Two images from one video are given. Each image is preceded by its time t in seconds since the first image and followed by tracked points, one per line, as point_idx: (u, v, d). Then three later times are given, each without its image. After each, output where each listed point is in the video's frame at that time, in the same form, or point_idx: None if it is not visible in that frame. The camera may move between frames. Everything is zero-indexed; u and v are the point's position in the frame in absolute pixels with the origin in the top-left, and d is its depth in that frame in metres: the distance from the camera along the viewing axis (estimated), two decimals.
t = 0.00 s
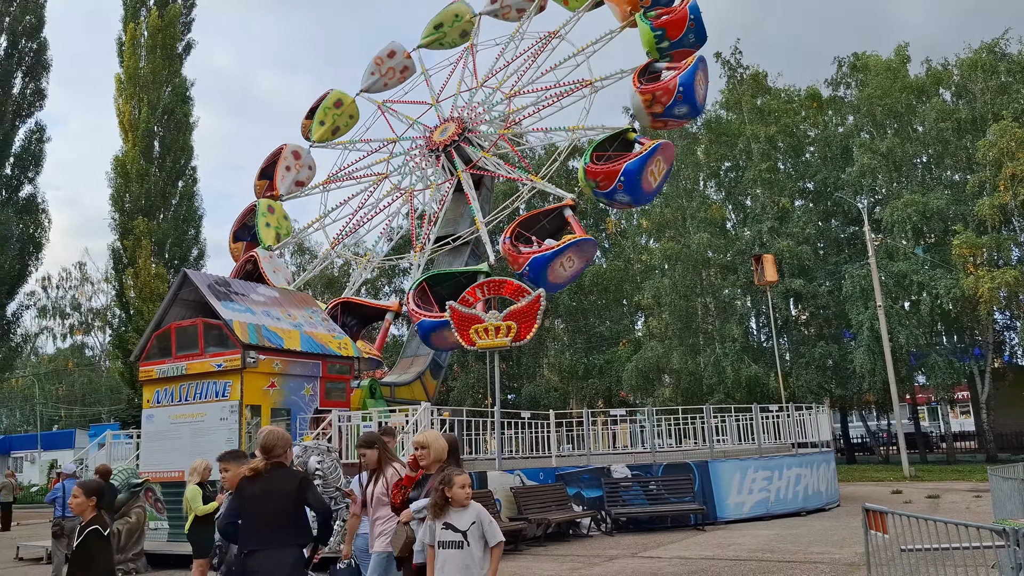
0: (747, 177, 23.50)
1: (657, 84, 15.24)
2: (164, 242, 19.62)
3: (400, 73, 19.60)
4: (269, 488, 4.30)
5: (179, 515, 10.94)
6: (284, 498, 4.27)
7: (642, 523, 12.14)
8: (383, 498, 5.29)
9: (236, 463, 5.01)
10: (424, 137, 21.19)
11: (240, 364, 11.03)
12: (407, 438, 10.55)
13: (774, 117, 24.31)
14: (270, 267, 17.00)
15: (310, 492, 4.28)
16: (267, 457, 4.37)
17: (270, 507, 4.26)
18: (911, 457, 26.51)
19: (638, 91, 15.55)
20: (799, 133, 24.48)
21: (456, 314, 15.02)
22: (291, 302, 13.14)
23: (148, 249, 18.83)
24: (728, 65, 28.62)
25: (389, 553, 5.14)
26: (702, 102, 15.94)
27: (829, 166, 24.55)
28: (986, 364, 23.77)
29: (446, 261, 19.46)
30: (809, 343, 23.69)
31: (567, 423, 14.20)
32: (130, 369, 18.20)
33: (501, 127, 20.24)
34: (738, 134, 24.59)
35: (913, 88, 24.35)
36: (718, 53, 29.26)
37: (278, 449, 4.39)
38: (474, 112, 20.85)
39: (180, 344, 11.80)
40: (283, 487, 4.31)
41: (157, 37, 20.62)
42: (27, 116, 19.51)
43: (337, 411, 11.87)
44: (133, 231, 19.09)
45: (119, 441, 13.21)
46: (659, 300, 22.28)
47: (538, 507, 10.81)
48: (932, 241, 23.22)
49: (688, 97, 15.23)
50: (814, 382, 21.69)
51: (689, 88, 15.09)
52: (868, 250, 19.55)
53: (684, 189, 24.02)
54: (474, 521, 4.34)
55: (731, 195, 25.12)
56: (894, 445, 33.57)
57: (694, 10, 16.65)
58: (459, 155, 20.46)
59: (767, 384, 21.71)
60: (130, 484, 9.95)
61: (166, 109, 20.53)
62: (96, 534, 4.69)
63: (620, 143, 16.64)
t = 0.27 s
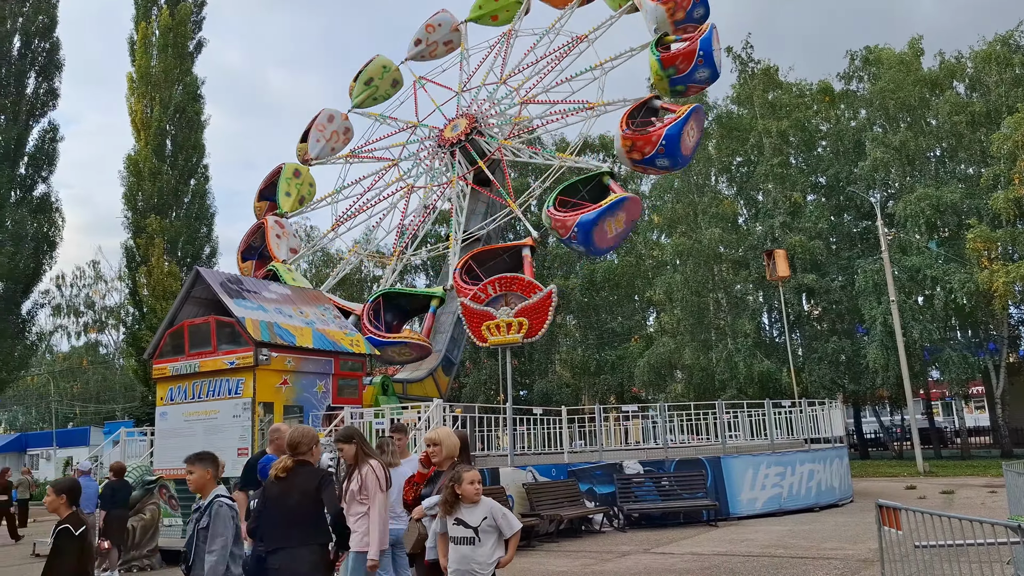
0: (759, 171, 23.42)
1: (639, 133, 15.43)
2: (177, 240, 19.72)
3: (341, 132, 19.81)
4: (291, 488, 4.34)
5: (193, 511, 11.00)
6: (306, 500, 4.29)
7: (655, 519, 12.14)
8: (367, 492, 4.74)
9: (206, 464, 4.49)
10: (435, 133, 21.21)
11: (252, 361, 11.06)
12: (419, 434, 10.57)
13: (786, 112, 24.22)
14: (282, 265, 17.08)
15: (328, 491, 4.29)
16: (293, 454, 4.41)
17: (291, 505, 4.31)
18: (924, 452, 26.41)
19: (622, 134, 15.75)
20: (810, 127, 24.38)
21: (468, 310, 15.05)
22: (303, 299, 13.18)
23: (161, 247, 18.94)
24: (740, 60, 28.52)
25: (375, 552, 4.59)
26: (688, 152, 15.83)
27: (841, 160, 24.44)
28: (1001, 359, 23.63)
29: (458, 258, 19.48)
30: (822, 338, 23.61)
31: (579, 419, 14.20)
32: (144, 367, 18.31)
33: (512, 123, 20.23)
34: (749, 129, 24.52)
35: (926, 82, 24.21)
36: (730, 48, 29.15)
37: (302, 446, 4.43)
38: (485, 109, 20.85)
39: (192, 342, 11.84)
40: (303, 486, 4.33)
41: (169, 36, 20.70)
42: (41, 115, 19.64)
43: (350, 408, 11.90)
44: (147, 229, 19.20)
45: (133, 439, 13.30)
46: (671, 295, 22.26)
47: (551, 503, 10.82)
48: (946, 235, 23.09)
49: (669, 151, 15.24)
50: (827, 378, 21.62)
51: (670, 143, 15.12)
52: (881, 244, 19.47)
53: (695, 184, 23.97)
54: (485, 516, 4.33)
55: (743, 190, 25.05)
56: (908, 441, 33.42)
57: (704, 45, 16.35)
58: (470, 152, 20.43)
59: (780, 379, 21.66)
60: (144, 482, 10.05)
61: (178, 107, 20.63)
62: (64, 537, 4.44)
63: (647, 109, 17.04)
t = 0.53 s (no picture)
0: (761, 170, 23.40)
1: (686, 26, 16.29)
2: (179, 240, 19.74)
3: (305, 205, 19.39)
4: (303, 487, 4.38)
5: (195, 511, 11.01)
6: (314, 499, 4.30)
7: (657, 518, 12.13)
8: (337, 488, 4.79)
9: (151, 465, 4.46)
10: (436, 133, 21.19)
11: (254, 361, 11.06)
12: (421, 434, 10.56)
13: (788, 110, 24.19)
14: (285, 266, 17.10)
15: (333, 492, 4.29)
16: (307, 453, 4.45)
17: (299, 504, 4.35)
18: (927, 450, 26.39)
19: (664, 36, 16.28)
20: (812, 125, 24.35)
21: (470, 309, 15.05)
22: (305, 298, 13.17)
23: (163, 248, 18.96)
24: (742, 58, 28.46)
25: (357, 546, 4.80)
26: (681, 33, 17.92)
27: (843, 158, 24.41)
28: (1003, 358, 23.59)
29: (459, 258, 19.48)
30: (824, 336, 23.59)
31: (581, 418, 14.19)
32: (147, 367, 18.33)
33: (513, 122, 20.21)
34: (751, 128, 24.49)
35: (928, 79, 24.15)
36: (731, 46, 29.11)
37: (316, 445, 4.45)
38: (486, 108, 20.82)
39: (194, 342, 11.85)
40: (311, 486, 4.35)
41: (170, 36, 20.68)
42: (42, 116, 19.65)
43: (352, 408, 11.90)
44: (149, 229, 19.21)
45: (136, 438, 13.31)
46: (672, 294, 22.23)
47: (553, 502, 10.83)
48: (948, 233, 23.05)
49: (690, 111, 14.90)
50: (829, 376, 21.60)
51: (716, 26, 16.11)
52: (883, 243, 19.44)
53: (697, 183, 23.94)
54: (486, 515, 4.32)
55: (745, 188, 25.02)
56: (910, 439, 33.38)
57: None
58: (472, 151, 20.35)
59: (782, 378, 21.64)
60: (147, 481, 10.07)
61: (179, 107, 20.64)
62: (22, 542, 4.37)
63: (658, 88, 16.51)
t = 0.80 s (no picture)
0: (761, 170, 23.39)
1: (672, 71, 15.40)
2: (179, 240, 19.73)
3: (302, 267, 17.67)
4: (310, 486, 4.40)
5: (195, 511, 10.99)
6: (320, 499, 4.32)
7: (657, 518, 12.13)
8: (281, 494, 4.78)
9: (90, 472, 3.91)
10: (436, 133, 21.19)
11: (254, 361, 11.05)
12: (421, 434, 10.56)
13: (787, 110, 24.19)
14: (284, 267, 17.11)
15: (337, 492, 4.30)
16: (313, 453, 4.45)
17: (304, 504, 4.37)
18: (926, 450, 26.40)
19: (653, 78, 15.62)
20: (811, 125, 24.36)
21: (469, 309, 15.08)
22: (305, 298, 13.17)
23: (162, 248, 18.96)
24: (741, 58, 28.47)
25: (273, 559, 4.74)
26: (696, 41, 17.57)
27: (843, 158, 24.40)
28: (1003, 357, 23.58)
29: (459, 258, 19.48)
30: (824, 336, 23.59)
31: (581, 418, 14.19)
32: (147, 367, 18.32)
33: (513, 122, 20.20)
34: (750, 127, 24.49)
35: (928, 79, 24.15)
36: (731, 46, 29.10)
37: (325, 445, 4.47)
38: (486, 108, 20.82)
39: (194, 342, 11.84)
40: (315, 486, 4.37)
41: (170, 36, 20.68)
42: (42, 116, 19.65)
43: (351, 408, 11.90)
44: (148, 229, 19.21)
45: (136, 439, 13.31)
46: (672, 294, 22.23)
47: (553, 502, 10.83)
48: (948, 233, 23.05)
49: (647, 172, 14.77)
50: (828, 376, 21.61)
51: (705, 74, 15.11)
52: (883, 242, 19.43)
53: (696, 182, 23.94)
54: (485, 515, 4.31)
55: (744, 188, 25.02)
56: (910, 439, 33.38)
57: None
58: (471, 152, 20.44)
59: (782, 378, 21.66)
60: (148, 481, 10.06)
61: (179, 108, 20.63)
62: None
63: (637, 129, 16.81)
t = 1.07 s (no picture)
0: (761, 169, 23.39)
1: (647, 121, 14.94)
2: (179, 240, 19.73)
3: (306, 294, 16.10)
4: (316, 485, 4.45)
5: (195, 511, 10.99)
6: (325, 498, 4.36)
7: (657, 518, 12.13)
8: (263, 500, 4.59)
9: (29, 469, 4.10)
10: (435, 133, 21.19)
11: (254, 361, 11.06)
12: (422, 434, 10.56)
13: (787, 110, 24.19)
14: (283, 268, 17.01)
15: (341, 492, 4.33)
16: (320, 454, 4.47)
17: (308, 505, 4.40)
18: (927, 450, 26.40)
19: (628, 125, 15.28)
20: (811, 125, 24.37)
21: (470, 309, 15.06)
22: (306, 299, 13.18)
23: (163, 248, 18.96)
24: (741, 58, 28.45)
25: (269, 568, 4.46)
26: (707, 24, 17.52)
27: (843, 158, 24.41)
28: (1004, 356, 23.58)
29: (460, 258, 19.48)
30: (825, 336, 23.59)
31: (582, 418, 14.19)
32: (147, 367, 18.31)
33: (514, 122, 20.18)
34: (750, 128, 24.48)
35: (928, 79, 24.16)
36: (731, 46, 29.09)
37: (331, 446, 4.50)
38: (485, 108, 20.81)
39: (195, 342, 11.85)
40: (320, 486, 4.42)
41: (170, 36, 20.68)
42: (43, 116, 19.65)
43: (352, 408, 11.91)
44: (149, 229, 19.20)
45: (136, 439, 13.31)
46: (673, 294, 22.23)
47: (553, 502, 10.83)
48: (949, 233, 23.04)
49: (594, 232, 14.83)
50: (829, 376, 21.63)
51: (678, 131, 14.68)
52: (884, 242, 19.41)
53: (697, 182, 23.94)
54: (483, 514, 4.30)
55: (745, 188, 25.02)
56: (911, 438, 33.38)
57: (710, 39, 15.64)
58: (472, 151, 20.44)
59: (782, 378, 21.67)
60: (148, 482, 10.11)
61: (179, 108, 20.64)
62: None
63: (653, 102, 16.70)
